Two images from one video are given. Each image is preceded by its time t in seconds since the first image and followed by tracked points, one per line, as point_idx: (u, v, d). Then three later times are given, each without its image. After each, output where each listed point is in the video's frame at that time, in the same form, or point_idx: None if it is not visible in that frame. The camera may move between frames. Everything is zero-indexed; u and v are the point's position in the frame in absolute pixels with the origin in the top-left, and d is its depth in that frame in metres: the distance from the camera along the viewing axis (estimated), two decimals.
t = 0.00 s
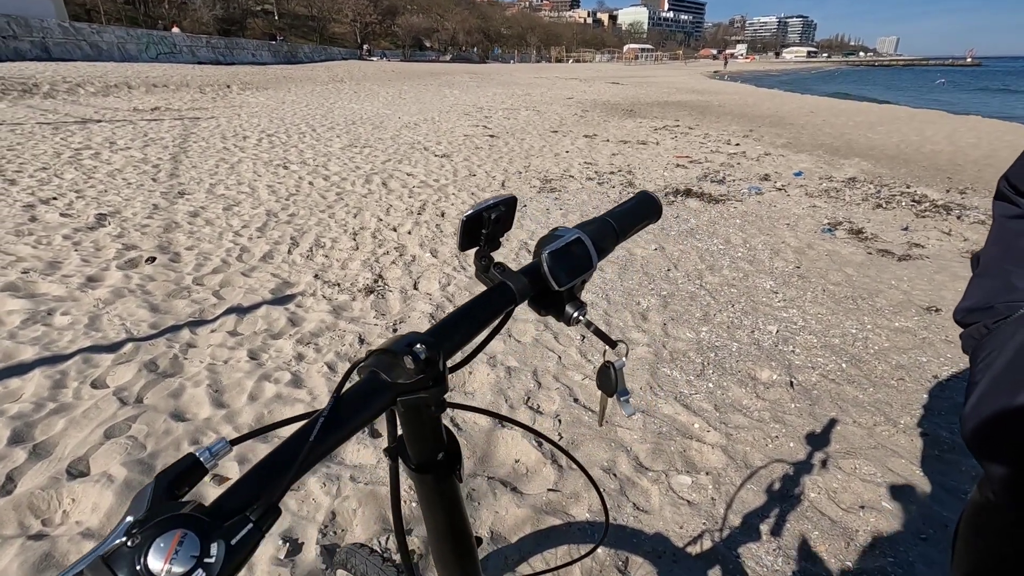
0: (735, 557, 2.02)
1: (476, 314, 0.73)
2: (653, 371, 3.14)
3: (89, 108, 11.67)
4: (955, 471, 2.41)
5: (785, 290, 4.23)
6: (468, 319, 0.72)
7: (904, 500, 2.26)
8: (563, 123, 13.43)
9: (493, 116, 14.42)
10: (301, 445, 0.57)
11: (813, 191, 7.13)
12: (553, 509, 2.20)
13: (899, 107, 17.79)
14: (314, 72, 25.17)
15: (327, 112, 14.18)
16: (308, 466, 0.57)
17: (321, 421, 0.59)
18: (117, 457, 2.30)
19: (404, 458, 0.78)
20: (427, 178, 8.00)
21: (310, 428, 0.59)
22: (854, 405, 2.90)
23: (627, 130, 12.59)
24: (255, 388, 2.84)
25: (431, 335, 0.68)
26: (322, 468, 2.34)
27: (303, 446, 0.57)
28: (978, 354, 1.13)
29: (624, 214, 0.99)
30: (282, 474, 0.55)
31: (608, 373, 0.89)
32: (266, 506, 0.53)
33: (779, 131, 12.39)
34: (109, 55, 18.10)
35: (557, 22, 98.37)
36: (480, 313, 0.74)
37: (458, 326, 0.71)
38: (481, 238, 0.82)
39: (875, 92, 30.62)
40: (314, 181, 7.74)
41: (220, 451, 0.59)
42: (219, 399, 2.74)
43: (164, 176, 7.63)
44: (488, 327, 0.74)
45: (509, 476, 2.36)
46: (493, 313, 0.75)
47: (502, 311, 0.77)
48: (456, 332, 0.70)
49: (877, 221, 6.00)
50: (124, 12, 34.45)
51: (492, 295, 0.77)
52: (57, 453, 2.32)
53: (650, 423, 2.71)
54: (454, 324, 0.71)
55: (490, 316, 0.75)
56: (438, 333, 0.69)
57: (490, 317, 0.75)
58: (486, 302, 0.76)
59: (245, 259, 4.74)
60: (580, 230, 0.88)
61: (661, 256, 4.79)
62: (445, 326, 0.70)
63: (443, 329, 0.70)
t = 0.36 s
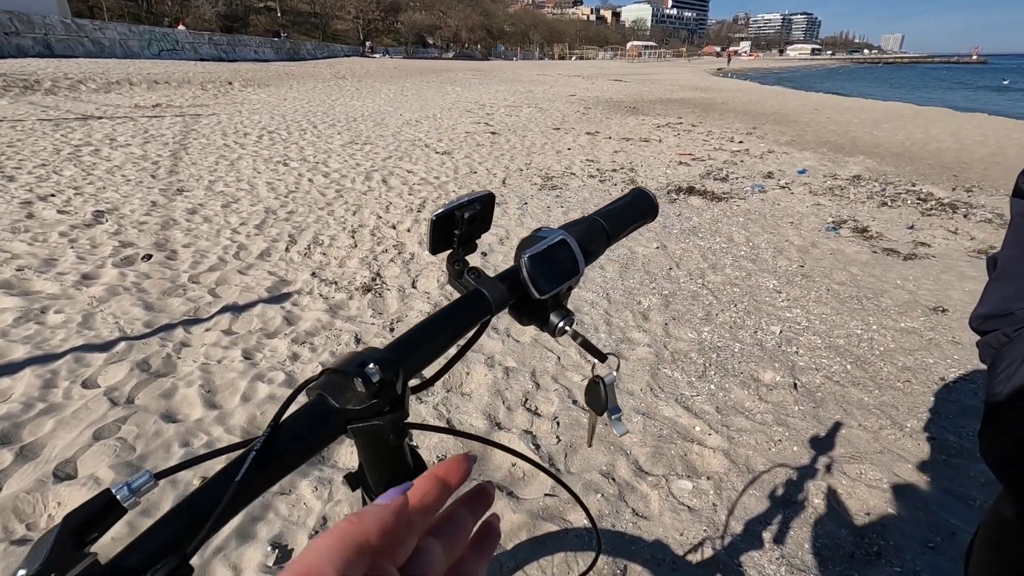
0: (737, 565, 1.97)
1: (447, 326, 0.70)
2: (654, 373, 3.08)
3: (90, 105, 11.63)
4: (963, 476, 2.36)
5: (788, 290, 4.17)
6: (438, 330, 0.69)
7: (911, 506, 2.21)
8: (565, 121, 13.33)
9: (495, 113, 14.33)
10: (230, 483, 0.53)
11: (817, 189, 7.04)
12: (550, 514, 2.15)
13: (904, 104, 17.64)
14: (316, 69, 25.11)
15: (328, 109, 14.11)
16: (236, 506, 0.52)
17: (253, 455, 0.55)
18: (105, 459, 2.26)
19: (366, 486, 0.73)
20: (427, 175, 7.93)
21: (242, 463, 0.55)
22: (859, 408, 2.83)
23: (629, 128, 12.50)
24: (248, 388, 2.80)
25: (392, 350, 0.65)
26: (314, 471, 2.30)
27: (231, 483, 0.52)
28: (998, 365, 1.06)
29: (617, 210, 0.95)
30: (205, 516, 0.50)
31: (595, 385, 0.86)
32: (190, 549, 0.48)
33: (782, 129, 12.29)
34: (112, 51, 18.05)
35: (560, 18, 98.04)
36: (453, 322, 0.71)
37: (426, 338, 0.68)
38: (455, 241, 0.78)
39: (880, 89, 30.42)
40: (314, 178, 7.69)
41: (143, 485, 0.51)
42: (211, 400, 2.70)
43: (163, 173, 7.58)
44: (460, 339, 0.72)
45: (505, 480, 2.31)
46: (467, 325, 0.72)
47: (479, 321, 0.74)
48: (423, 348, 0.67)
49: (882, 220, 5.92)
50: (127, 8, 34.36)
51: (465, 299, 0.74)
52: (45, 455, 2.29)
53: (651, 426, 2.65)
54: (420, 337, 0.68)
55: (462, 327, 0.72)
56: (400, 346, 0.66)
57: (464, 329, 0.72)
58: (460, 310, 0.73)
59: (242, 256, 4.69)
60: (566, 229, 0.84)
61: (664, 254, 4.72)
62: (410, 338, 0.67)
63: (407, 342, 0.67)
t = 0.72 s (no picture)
0: None
1: (383, 364, 0.62)
2: (656, 375, 2.98)
3: (89, 101, 11.53)
4: (979, 486, 2.28)
5: (795, 289, 4.06)
6: (372, 369, 0.61)
7: (925, 518, 2.13)
8: (568, 117, 13.20)
9: (497, 110, 14.20)
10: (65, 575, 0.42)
11: (823, 187, 6.92)
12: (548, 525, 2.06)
13: (910, 101, 17.46)
14: (318, 66, 24.98)
15: (328, 106, 14.00)
16: None
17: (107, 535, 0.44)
18: (85, 466, 2.18)
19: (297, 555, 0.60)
20: (427, 172, 7.83)
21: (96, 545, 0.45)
22: (870, 413, 2.73)
23: (632, 124, 12.37)
24: (237, 391, 2.71)
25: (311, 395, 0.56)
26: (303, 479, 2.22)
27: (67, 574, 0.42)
28: None
29: (611, 207, 0.90)
30: None
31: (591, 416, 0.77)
32: None
33: (787, 126, 12.14)
34: (113, 48, 17.94)
35: (563, 15, 97.65)
36: (396, 358, 0.63)
37: (361, 379, 0.60)
38: (412, 243, 0.74)
39: (885, 86, 30.20)
40: (312, 175, 7.58)
41: None
42: (198, 403, 2.62)
43: (160, 169, 7.49)
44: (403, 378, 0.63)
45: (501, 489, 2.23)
46: (411, 363, 0.64)
47: (426, 357, 0.66)
48: (352, 391, 0.59)
49: (890, 218, 5.80)
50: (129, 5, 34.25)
51: (412, 323, 0.66)
52: (24, 462, 2.22)
53: (654, 432, 2.55)
54: (349, 378, 0.59)
55: (403, 366, 0.63)
56: (322, 387, 0.58)
57: (407, 367, 0.63)
58: (402, 343, 0.64)
59: (237, 254, 4.60)
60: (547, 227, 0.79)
61: (667, 253, 4.61)
62: (336, 380, 0.59)
63: (332, 385, 0.58)
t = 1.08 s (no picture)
0: None
1: (331, 377, 0.57)
2: (657, 375, 2.94)
3: (91, 98, 11.49)
4: (987, 490, 2.24)
5: (799, 287, 4.01)
6: (317, 385, 0.56)
7: (932, 522, 2.09)
8: (570, 114, 13.12)
9: (499, 107, 14.12)
10: None
11: (827, 184, 6.86)
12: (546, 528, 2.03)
13: (916, 98, 17.31)
14: (320, 63, 24.89)
15: (330, 102, 13.94)
16: None
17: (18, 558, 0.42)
18: (76, 467, 2.17)
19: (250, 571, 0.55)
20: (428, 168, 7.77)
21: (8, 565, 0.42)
22: (875, 414, 2.68)
23: (635, 121, 12.28)
24: (231, 390, 2.68)
25: (243, 412, 0.51)
26: (296, 480, 2.19)
27: None
28: None
29: (597, 200, 0.85)
30: None
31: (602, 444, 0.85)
32: None
33: (791, 123, 12.05)
34: (115, 45, 17.88)
35: (566, 12, 97.31)
36: (356, 364, 0.59)
37: (318, 383, 0.56)
38: (370, 239, 0.70)
39: (890, 83, 30.02)
40: (313, 171, 7.54)
41: None
42: (192, 402, 2.59)
43: (160, 166, 7.45)
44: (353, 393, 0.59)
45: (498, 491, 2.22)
46: (364, 377, 0.59)
47: (380, 370, 0.61)
48: (293, 409, 0.54)
49: (895, 215, 5.73)
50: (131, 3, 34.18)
51: (366, 330, 0.62)
52: (15, 462, 2.22)
53: (654, 432, 2.51)
54: (290, 394, 0.55)
55: (354, 381, 0.58)
56: (280, 390, 0.54)
57: (359, 382, 0.59)
58: (355, 354, 0.60)
59: (235, 252, 4.57)
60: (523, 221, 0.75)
61: (669, 250, 4.55)
62: (277, 394, 0.54)
63: (270, 401, 0.53)
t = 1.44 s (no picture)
0: None
1: (328, 372, 0.57)
2: (659, 373, 2.93)
3: (93, 95, 11.48)
4: (990, 489, 2.24)
5: (801, 285, 3.99)
6: (308, 382, 0.56)
7: (935, 521, 2.08)
8: (572, 111, 13.07)
9: (501, 104, 14.08)
10: None
11: (830, 181, 6.82)
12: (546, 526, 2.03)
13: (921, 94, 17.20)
14: (322, 60, 24.80)
15: (332, 99, 13.90)
16: None
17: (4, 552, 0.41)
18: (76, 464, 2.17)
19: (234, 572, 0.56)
20: (429, 164, 7.74)
21: None
22: (877, 413, 2.67)
23: (637, 118, 12.23)
24: (232, 387, 2.68)
25: (227, 413, 0.50)
26: (297, 477, 2.19)
27: None
28: None
29: (595, 196, 0.85)
30: None
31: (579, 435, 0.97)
32: None
33: (794, 120, 11.98)
34: (117, 43, 17.82)
35: (568, 9, 97.00)
36: (349, 361, 0.59)
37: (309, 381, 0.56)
38: (359, 236, 0.70)
39: (894, 79, 29.84)
40: (314, 168, 7.52)
41: None
42: (192, 400, 2.59)
43: (161, 163, 7.45)
44: (345, 391, 0.59)
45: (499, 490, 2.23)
46: (357, 374, 0.59)
47: (372, 368, 0.61)
48: (285, 405, 0.54)
49: (898, 213, 5.70)
50: None
51: (358, 326, 0.62)
52: (16, 458, 2.23)
53: (655, 430, 2.50)
54: (282, 390, 0.54)
55: (347, 380, 0.58)
56: (272, 386, 0.54)
57: (352, 379, 0.59)
58: (347, 352, 0.59)
59: (236, 249, 4.56)
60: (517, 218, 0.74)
61: (671, 248, 4.53)
62: (270, 390, 0.53)
63: (261, 397, 0.53)
